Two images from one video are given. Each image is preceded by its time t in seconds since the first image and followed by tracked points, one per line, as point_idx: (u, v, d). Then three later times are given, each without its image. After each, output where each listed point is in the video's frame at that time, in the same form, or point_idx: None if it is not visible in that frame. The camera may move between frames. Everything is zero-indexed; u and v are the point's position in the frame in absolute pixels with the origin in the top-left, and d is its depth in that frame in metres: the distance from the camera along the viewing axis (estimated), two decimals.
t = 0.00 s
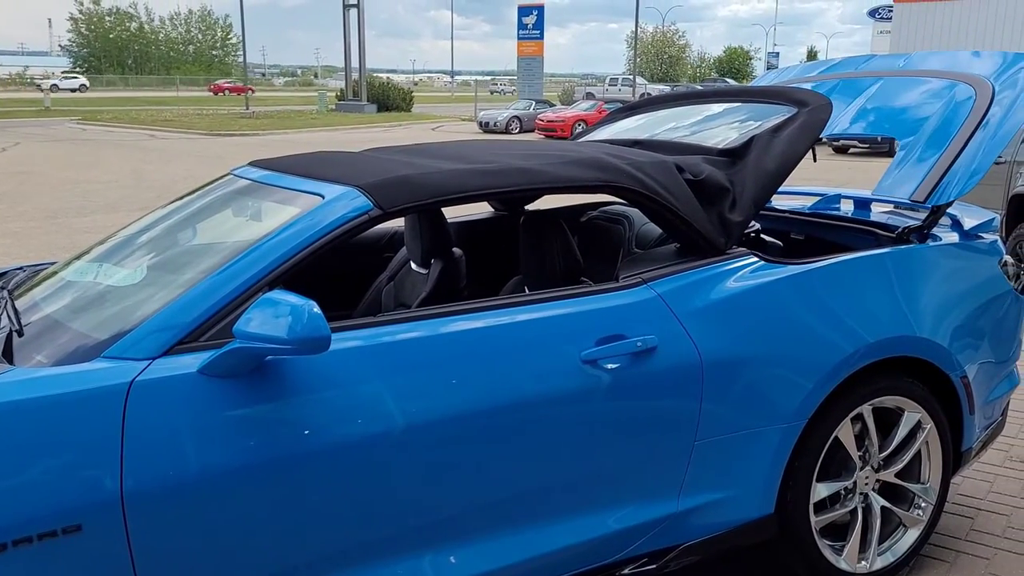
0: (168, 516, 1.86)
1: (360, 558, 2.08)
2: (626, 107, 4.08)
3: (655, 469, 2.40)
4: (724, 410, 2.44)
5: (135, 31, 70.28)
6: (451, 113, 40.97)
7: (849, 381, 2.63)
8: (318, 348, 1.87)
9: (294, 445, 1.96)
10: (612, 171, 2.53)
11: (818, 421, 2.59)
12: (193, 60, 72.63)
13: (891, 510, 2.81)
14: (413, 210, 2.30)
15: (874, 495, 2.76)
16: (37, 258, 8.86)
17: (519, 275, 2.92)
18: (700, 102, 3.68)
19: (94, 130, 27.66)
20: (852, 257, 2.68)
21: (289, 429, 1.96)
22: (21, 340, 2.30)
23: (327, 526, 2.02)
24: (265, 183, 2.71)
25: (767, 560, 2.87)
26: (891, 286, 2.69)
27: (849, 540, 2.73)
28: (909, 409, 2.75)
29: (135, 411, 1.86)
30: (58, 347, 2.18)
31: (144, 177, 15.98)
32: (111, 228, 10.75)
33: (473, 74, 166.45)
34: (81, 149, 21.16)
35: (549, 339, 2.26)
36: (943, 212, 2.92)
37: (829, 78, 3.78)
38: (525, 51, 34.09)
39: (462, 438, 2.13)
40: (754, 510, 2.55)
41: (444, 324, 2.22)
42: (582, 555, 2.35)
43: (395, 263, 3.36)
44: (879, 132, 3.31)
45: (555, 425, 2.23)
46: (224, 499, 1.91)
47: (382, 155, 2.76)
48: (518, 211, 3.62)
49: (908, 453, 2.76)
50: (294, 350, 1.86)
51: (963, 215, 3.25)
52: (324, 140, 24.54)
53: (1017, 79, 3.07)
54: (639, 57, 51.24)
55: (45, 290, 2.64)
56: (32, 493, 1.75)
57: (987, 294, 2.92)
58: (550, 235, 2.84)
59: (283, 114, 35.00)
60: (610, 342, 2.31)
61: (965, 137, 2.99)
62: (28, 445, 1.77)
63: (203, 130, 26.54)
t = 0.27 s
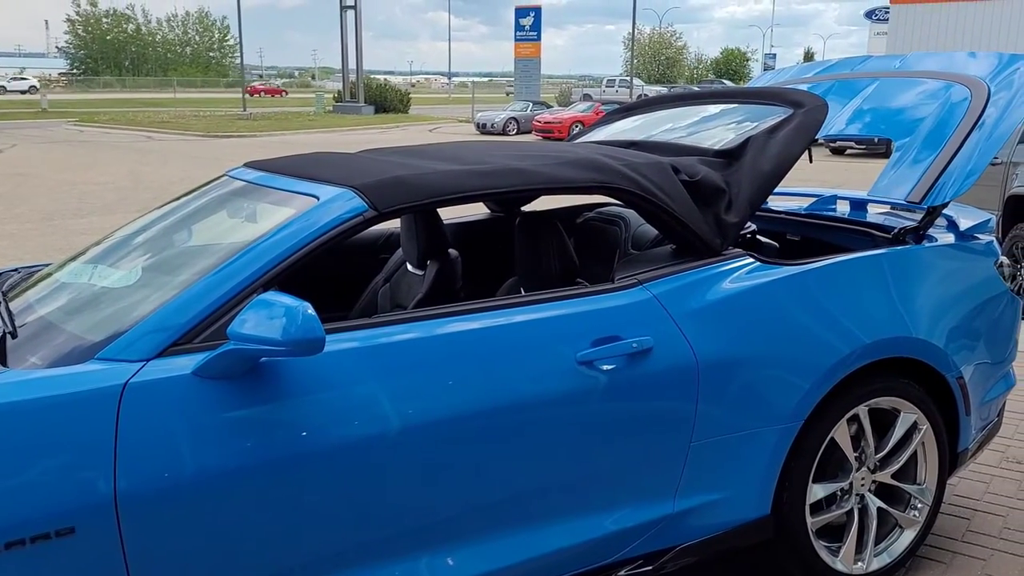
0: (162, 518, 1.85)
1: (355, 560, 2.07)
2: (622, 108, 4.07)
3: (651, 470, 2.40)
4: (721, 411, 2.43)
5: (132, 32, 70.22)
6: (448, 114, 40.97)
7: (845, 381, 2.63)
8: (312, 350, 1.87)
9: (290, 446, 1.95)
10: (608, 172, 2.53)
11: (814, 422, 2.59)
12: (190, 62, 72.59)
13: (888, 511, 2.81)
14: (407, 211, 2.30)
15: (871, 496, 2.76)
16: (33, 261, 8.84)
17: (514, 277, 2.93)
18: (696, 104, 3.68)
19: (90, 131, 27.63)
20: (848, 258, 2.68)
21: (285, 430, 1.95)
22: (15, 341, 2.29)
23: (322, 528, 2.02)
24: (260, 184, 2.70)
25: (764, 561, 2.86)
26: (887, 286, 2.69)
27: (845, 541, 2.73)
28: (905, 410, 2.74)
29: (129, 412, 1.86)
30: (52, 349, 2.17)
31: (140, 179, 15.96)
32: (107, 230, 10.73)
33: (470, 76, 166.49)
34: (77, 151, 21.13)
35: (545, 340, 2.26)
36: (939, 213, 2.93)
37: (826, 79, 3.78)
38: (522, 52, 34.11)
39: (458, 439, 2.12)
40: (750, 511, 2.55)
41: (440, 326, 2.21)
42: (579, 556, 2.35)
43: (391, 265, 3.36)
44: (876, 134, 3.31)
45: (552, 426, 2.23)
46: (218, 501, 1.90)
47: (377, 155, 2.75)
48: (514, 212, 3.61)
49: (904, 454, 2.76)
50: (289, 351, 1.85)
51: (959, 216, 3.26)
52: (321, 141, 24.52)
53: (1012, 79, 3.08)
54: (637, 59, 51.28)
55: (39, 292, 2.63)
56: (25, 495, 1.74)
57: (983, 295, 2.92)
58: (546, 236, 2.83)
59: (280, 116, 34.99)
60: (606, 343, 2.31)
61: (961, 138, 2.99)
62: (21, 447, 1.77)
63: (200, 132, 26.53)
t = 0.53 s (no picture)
0: (155, 520, 1.84)
1: (349, 562, 2.07)
2: (619, 109, 4.07)
3: (646, 472, 2.39)
4: (717, 413, 2.43)
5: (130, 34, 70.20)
6: (446, 115, 40.98)
7: (840, 383, 2.62)
8: (305, 351, 1.87)
9: (285, 448, 1.95)
10: (603, 173, 2.53)
11: (809, 423, 2.59)
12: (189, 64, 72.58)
13: (883, 512, 2.80)
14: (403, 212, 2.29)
15: (866, 497, 2.75)
16: (30, 262, 8.84)
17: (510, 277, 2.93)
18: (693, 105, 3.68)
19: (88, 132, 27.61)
20: (843, 259, 2.68)
21: (280, 431, 1.95)
22: (8, 343, 2.29)
23: (315, 530, 2.01)
24: (255, 186, 2.70)
25: (760, 562, 2.86)
26: (882, 287, 2.69)
27: (841, 543, 2.72)
28: (900, 411, 2.74)
29: (122, 414, 1.85)
30: (46, 351, 2.17)
31: (138, 181, 15.94)
32: (105, 232, 10.72)
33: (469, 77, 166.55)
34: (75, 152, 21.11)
35: (540, 342, 2.26)
36: (935, 213, 2.92)
37: (822, 80, 3.78)
38: (520, 54, 34.14)
39: (454, 440, 2.12)
40: (746, 512, 2.54)
41: (435, 327, 2.21)
42: (574, 558, 2.34)
43: (387, 266, 3.36)
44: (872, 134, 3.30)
45: (548, 427, 2.23)
46: (211, 503, 1.89)
47: (373, 156, 2.75)
48: (510, 213, 3.61)
49: (899, 455, 2.76)
50: (282, 353, 1.85)
51: (955, 217, 3.26)
52: (319, 143, 24.52)
53: (1008, 80, 3.07)
54: (635, 60, 51.32)
55: (34, 294, 2.62)
56: (17, 497, 1.73)
57: (978, 296, 2.92)
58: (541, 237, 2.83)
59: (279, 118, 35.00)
60: (601, 345, 2.30)
61: (956, 139, 2.99)
62: (13, 449, 1.76)
63: (197, 133, 26.47)
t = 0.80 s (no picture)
0: (149, 521, 1.84)
1: (344, 562, 2.06)
2: (615, 110, 4.07)
3: (642, 472, 2.39)
4: (713, 413, 2.43)
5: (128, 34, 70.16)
6: (444, 116, 40.98)
7: (836, 383, 2.62)
8: (300, 352, 1.86)
9: (281, 448, 1.95)
10: (599, 173, 2.53)
11: (805, 423, 2.59)
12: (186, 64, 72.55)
13: (879, 512, 2.80)
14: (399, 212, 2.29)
15: (862, 498, 2.75)
16: (26, 262, 8.82)
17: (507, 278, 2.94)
18: (689, 106, 3.68)
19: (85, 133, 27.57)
20: (838, 259, 2.68)
21: (276, 432, 1.95)
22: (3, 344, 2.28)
23: (310, 531, 2.01)
24: (251, 186, 2.70)
25: (756, 562, 2.86)
26: (878, 288, 2.69)
27: (837, 543, 2.72)
28: (896, 412, 2.74)
29: (116, 415, 1.85)
30: (40, 351, 2.16)
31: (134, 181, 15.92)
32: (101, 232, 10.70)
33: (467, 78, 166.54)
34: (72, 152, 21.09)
35: (536, 342, 2.25)
36: (931, 213, 2.91)
37: (818, 81, 3.79)
38: (518, 55, 34.15)
39: (450, 440, 2.12)
40: (742, 513, 2.54)
41: (431, 327, 2.21)
42: (570, 558, 2.34)
43: (384, 266, 3.36)
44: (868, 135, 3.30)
45: (544, 427, 2.23)
46: (205, 503, 1.89)
47: (369, 156, 2.75)
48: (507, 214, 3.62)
49: (895, 456, 2.76)
50: (277, 353, 1.85)
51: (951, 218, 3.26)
52: (316, 144, 24.51)
53: (1003, 82, 3.08)
54: (632, 61, 51.36)
55: (29, 294, 2.62)
56: (11, 498, 1.73)
57: (974, 297, 2.92)
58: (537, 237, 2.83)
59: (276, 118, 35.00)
60: (596, 345, 2.30)
61: (952, 140, 2.99)
62: (7, 450, 1.76)
63: (195, 134, 26.45)
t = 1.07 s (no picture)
0: (146, 522, 1.83)
1: (343, 564, 2.06)
2: (615, 111, 4.06)
3: (641, 473, 2.39)
4: (713, 414, 2.43)
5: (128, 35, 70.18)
6: (443, 117, 40.99)
7: (835, 384, 2.62)
8: (298, 353, 1.86)
9: (280, 449, 1.95)
10: (598, 173, 2.52)
11: (804, 424, 2.59)
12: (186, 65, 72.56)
13: (878, 513, 2.80)
14: (398, 212, 2.29)
15: (862, 498, 2.75)
16: (25, 263, 8.81)
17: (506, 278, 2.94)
18: (688, 106, 3.67)
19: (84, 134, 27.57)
20: (838, 260, 2.68)
21: (276, 432, 1.95)
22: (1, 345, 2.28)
23: (308, 532, 2.00)
24: (250, 187, 2.69)
25: (756, 563, 2.86)
26: (878, 288, 2.69)
27: (836, 543, 2.72)
28: (896, 412, 2.74)
29: (115, 415, 1.85)
30: (38, 353, 2.16)
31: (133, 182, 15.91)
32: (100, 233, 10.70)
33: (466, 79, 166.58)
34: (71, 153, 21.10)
35: (534, 342, 2.25)
36: (930, 213, 2.91)
37: (818, 81, 3.78)
38: (518, 55, 34.15)
39: (449, 441, 2.11)
40: (741, 513, 2.54)
41: (430, 328, 2.21)
42: (569, 559, 2.34)
43: (383, 267, 3.35)
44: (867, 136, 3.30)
45: (543, 428, 2.23)
46: (203, 504, 1.88)
47: (368, 156, 2.75)
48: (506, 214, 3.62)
49: (895, 456, 2.76)
50: (275, 354, 1.84)
51: (951, 218, 3.25)
52: (315, 144, 24.50)
53: (1003, 82, 3.08)
54: (632, 62, 51.37)
55: (27, 295, 2.61)
56: (9, 498, 1.73)
57: (973, 297, 2.92)
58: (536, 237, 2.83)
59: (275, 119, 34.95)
60: (595, 346, 2.30)
61: (951, 139, 2.99)
62: (5, 451, 1.76)
63: (194, 134, 26.44)
